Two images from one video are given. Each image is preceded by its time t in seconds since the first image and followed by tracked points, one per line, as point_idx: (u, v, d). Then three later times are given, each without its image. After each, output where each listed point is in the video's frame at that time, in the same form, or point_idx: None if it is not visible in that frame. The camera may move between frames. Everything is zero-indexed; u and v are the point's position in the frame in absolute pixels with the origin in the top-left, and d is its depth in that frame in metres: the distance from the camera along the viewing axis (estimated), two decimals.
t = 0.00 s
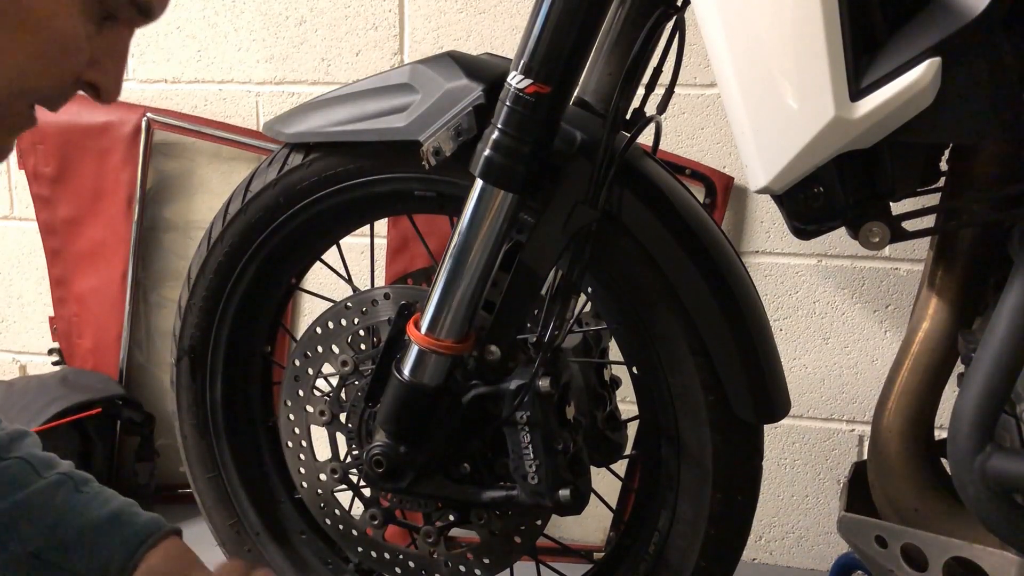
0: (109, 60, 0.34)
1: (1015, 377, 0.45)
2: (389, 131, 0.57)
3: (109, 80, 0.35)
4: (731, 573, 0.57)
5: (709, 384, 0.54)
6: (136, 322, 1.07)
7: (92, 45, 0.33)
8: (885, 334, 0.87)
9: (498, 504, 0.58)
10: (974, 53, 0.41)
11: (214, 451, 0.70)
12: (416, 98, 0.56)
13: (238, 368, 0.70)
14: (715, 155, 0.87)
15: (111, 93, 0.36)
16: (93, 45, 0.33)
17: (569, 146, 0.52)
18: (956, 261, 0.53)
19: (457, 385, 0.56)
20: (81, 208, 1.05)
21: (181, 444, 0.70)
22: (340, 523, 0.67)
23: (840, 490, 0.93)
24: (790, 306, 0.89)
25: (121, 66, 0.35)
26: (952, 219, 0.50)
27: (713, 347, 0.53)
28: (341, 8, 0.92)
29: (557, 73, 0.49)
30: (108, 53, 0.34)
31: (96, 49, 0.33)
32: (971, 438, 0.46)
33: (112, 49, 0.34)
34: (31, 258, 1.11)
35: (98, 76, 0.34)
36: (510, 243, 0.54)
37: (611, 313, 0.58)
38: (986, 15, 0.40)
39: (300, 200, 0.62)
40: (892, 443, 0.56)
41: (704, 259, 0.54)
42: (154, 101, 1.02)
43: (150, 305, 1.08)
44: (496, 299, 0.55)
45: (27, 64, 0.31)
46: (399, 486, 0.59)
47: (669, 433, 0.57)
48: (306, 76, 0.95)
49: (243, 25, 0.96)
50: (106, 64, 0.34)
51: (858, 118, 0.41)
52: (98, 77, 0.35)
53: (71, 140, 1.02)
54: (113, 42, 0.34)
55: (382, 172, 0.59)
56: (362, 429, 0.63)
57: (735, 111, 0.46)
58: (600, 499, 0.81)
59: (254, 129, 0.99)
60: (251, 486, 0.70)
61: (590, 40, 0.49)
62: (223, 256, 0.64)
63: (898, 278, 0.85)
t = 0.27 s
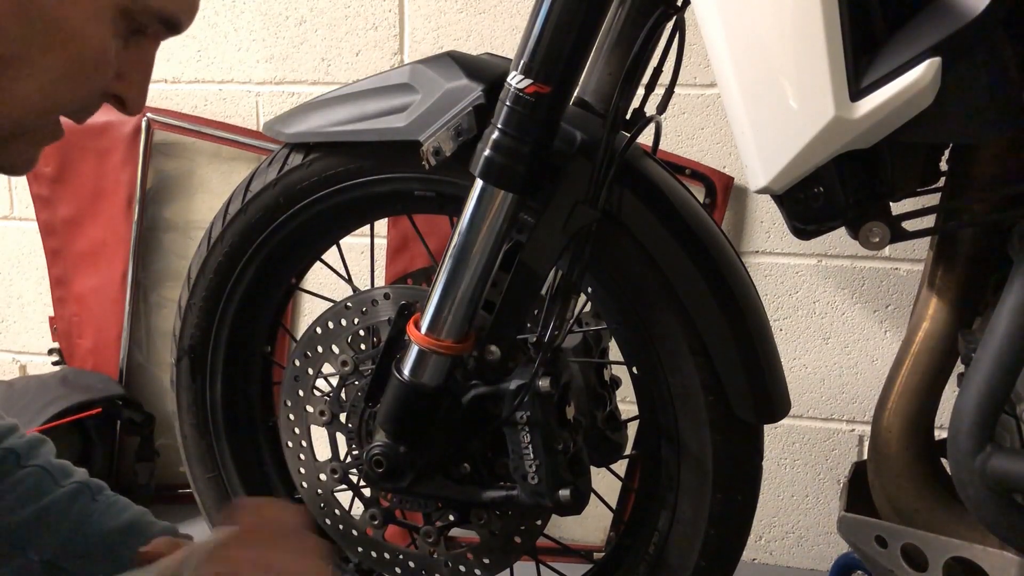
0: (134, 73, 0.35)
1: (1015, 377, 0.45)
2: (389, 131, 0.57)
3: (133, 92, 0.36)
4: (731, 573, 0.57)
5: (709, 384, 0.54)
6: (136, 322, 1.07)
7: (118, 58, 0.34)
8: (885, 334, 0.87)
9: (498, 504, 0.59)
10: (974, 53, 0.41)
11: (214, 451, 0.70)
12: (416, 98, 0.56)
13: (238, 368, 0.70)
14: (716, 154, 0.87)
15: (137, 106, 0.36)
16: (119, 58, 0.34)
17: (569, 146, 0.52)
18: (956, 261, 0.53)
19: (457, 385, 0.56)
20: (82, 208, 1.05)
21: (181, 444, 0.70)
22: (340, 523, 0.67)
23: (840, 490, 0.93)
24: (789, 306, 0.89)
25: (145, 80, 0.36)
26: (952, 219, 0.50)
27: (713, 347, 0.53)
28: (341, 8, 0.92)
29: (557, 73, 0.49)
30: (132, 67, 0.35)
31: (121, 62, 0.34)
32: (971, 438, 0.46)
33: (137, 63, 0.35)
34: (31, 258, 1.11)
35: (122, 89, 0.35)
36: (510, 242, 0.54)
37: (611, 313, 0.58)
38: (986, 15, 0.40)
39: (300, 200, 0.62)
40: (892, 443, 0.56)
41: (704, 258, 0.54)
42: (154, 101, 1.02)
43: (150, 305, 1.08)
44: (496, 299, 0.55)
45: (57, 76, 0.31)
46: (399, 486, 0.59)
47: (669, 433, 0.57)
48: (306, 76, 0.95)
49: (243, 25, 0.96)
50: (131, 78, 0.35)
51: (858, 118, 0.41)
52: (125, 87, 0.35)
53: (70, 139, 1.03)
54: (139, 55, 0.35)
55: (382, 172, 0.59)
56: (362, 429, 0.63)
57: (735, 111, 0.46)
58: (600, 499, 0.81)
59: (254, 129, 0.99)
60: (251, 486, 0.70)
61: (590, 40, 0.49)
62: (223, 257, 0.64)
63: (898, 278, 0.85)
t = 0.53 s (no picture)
0: (139, 85, 0.36)
1: (1014, 377, 0.45)
2: (389, 131, 0.57)
3: (138, 106, 0.37)
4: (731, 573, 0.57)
5: (709, 384, 0.54)
6: (136, 322, 1.07)
7: (124, 69, 0.34)
8: (885, 334, 0.87)
9: (498, 504, 0.58)
10: (975, 53, 0.41)
11: (214, 451, 0.70)
12: (416, 98, 0.56)
13: (238, 368, 0.70)
14: (716, 154, 0.87)
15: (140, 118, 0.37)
16: (125, 69, 0.34)
17: (569, 146, 0.52)
18: (956, 261, 0.53)
19: (457, 385, 0.56)
20: (81, 208, 1.05)
21: (181, 444, 0.70)
22: (340, 523, 0.67)
23: (841, 490, 0.93)
24: (789, 307, 0.89)
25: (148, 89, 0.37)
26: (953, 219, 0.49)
27: (713, 347, 0.53)
28: (341, 8, 0.92)
29: (557, 73, 0.49)
30: (138, 78, 0.35)
31: (128, 74, 0.35)
32: (972, 439, 0.46)
33: (142, 72, 0.35)
34: (31, 258, 1.11)
35: (129, 102, 0.36)
36: (510, 242, 0.54)
37: (610, 313, 0.58)
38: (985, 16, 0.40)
39: (300, 200, 0.62)
40: (892, 443, 0.56)
41: (703, 258, 0.54)
42: (154, 101, 1.02)
43: (150, 305, 1.08)
44: (496, 299, 0.55)
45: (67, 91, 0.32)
46: (399, 486, 0.59)
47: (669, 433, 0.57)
48: (306, 76, 0.95)
49: (243, 25, 0.96)
50: (135, 90, 0.36)
51: (858, 118, 0.41)
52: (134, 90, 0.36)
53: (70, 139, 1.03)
54: (144, 64, 0.35)
55: (383, 172, 0.59)
56: (362, 429, 0.63)
57: (735, 110, 0.46)
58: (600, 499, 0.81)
59: (254, 129, 0.99)
60: (251, 486, 0.70)
61: (590, 40, 0.49)
62: (223, 256, 0.64)
63: (898, 278, 0.85)
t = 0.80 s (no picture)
0: (144, 90, 0.37)
1: (1014, 377, 0.45)
2: (390, 131, 0.57)
3: (144, 108, 0.38)
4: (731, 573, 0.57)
5: (709, 384, 0.54)
6: (136, 322, 1.07)
7: (130, 74, 0.36)
8: (885, 334, 0.87)
9: (498, 504, 0.59)
10: (976, 53, 0.41)
11: (214, 451, 0.70)
12: (416, 98, 0.56)
13: (238, 368, 0.70)
14: (716, 154, 0.87)
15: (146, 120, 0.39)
16: (131, 74, 0.36)
17: (569, 147, 0.52)
18: (956, 261, 0.53)
19: (457, 385, 0.56)
20: (81, 208, 1.05)
21: (181, 444, 0.70)
22: (340, 523, 0.67)
23: (841, 490, 0.93)
24: (789, 306, 0.89)
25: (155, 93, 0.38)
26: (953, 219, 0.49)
27: (713, 347, 0.53)
28: (341, 8, 0.92)
29: (557, 73, 0.49)
30: (143, 83, 0.37)
31: (135, 80, 0.36)
32: (972, 439, 0.46)
33: (149, 77, 0.37)
34: (31, 258, 1.11)
35: (134, 105, 0.38)
36: (510, 242, 0.53)
37: (610, 313, 0.58)
38: (986, 16, 0.40)
39: (300, 200, 0.62)
40: (892, 443, 0.56)
41: (703, 258, 0.54)
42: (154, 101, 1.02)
43: (150, 305, 1.08)
44: (496, 299, 0.55)
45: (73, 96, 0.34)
46: (399, 486, 0.59)
47: (669, 433, 0.57)
48: (306, 76, 0.95)
49: (243, 25, 0.96)
50: (142, 94, 0.37)
51: (858, 118, 0.41)
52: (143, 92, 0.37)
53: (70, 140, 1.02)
54: (151, 70, 0.37)
55: (382, 172, 0.59)
56: (362, 429, 0.63)
57: (735, 110, 0.46)
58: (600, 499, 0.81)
59: (254, 129, 0.99)
60: (251, 486, 0.70)
61: (590, 40, 0.49)
62: (223, 256, 0.64)
63: (898, 278, 0.85)
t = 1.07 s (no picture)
0: (130, 89, 0.35)
1: (1015, 377, 0.45)
2: (389, 131, 0.57)
3: (127, 109, 0.36)
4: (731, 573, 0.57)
5: (709, 384, 0.54)
6: (136, 322, 1.07)
7: (113, 77, 0.34)
8: (885, 334, 0.87)
9: (498, 504, 0.59)
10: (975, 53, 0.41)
11: (214, 451, 0.70)
12: (416, 98, 0.56)
13: (238, 368, 0.70)
14: (716, 154, 0.87)
15: (129, 120, 0.37)
16: (115, 75, 0.34)
17: (569, 146, 0.52)
18: (956, 261, 0.53)
19: (457, 385, 0.56)
20: (81, 208, 1.04)
21: (182, 445, 0.70)
22: (340, 523, 0.67)
23: (841, 490, 0.93)
24: (789, 307, 0.89)
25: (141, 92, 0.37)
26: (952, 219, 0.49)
27: (713, 347, 0.53)
28: (341, 8, 0.92)
29: (557, 74, 0.49)
30: (129, 83, 0.35)
31: (118, 81, 0.34)
32: (972, 438, 0.46)
33: (132, 78, 0.35)
34: (31, 258, 1.11)
35: (118, 106, 0.35)
36: (510, 243, 0.53)
37: (610, 313, 0.58)
38: (986, 16, 0.40)
39: (300, 200, 0.62)
40: (891, 442, 0.56)
41: (703, 258, 0.54)
42: (154, 101, 1.02)
43: (150, 305, 1.08)
44: (496, 299, 0.55)
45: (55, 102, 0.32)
46: (399, 485, 0.59)
47: (669, 433, 0.58)
48: (306, 76, 0.95)
49: (243, 25, 0.96)
50: (126, 95, 0.36)
51: (858, 118, 0.41)
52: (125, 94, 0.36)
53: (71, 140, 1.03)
54: (134, 70, 0.35)
55: (382, 172, 0.59)
56: (362, 429, 0.63)
57: (735, 110, 0.46)
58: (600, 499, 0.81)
59: (254, 129, 0.99)
60: (251, 486, 0.70)
61: (590, 40, 0.49)
62: (223, 257, 0.64)
63: (898, 278, 0.85)
